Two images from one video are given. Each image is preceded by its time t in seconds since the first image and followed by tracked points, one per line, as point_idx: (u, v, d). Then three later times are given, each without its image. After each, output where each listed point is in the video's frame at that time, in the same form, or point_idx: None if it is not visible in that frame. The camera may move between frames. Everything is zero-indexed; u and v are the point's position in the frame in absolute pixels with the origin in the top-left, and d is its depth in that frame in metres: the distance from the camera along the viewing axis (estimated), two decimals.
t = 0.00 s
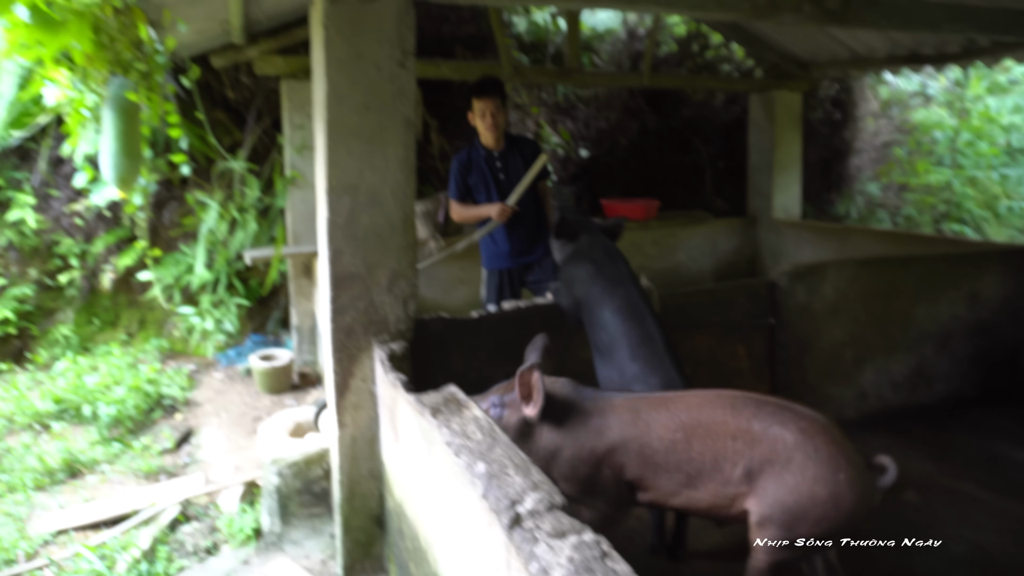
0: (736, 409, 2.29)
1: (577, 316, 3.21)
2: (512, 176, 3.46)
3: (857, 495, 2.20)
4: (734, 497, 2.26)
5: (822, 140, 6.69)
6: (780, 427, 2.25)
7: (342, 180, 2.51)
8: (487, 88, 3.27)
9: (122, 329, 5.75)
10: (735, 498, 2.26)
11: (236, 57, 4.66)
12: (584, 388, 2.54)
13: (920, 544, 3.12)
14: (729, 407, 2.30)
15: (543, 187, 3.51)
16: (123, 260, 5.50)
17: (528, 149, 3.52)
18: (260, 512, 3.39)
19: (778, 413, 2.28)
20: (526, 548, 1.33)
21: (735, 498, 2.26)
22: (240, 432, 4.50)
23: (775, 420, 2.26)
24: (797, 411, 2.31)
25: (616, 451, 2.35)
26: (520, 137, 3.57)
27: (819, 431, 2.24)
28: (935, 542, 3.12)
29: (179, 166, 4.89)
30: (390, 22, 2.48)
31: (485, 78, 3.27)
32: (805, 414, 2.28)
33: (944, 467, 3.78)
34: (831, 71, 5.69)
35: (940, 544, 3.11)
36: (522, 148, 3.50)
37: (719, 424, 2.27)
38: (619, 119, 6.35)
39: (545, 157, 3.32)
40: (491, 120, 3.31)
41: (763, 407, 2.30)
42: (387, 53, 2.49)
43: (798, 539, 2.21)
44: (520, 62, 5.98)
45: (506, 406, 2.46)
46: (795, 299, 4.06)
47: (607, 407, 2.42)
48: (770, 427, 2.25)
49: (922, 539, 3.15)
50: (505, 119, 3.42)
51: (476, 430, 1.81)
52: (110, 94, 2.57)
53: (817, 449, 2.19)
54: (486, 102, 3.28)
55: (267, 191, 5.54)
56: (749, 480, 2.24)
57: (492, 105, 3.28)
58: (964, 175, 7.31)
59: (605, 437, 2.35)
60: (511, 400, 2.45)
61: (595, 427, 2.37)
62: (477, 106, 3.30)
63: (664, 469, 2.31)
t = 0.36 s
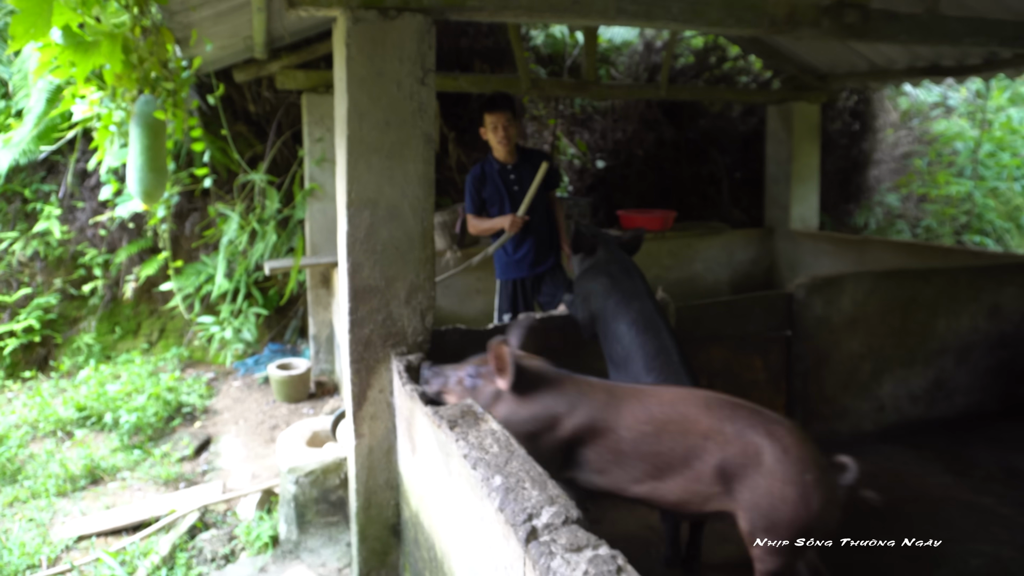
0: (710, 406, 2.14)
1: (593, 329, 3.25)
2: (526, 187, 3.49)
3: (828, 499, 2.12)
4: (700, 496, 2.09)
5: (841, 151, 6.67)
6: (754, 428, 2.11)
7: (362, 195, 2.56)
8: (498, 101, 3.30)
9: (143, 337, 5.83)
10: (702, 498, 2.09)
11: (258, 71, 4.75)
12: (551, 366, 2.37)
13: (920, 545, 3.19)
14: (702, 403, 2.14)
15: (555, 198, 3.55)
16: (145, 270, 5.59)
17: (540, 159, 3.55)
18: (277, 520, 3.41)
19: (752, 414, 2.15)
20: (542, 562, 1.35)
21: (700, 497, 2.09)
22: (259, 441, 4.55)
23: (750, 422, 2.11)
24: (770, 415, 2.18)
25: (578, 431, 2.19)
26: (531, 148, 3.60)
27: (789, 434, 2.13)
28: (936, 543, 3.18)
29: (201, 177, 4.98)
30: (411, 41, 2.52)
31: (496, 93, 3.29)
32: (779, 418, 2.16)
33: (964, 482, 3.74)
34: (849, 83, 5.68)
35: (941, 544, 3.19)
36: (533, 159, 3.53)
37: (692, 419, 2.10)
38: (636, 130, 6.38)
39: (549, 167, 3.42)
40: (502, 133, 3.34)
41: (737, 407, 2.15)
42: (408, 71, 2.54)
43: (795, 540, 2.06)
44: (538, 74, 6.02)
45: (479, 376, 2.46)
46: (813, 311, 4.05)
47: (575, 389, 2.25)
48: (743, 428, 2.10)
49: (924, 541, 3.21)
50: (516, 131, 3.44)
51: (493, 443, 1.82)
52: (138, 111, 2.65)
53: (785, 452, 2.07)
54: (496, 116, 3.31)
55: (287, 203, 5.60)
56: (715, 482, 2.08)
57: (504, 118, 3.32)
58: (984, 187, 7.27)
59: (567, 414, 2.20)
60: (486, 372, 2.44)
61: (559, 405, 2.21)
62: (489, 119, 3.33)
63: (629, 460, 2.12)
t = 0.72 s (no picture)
0: (672, 401, 2.13)
1: (601, 334, 3.26)
2: (540, 192, 3.50)
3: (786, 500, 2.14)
4: (646, 479, 2.18)
5: (847, 152, 6.66)
6: (714, 430, 2.11)
7: (371, 198, 2.57)
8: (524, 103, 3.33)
9: (150, 337, 5.87)
10: (650, 483, 2.18)
11: (264, 74, 4.76)
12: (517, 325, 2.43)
13: (919, 543, 3.20)
14: (663, 397, 2.13)
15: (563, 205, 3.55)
16: (153, 271, 5.61)
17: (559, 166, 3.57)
18: (284, 520, 3.42)
19: (714, 415, 2.12)
20: (552, 564, 1.36)
21: (647, 480, 2.19)
22: (265, 441, 4.56)
23: (710, 424, 2.11)
24: (735, 417, 2.15)
25: (534, 392, 2.30)
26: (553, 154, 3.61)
27: (749, 440, 2.10)
28: (935, 542, 3.20)
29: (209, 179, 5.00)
30: (419, 45, 2.54)
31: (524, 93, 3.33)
32: (740, 420, 2.13)
33: (970, 485, 3.73)
34: (856, 84, 5.67)
35: (941, 544, 3.20)
36: (553, 165, 3.54)
37: (648, 410, 2.13)
38: (641, 132, 6.39)
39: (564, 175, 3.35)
40: (524, 134, 3.36)
41: (700, 406, 2.13)
42: (417, 75, 2.55)
43: (762, 539, 2.14)
44: (544, 76, 6.04)
45: (426, 343, 2.43)
46: (819, 313, 4.04)
47: (538, 353, 2.32)
48: (701, 429, 2.11)
49: (922, 539, 3.23)
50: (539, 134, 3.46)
51: (501, 445, 1.83)
52: (146, 114, 2.61)
53: (741, 456, 2.07)
54: (521, 117, 3.33)
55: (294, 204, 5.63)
56: (664, 470, 2.14)
57: (528, 120, 3.33)
58: (991, 188, 7.24)
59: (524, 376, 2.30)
60: (433, 336, 2.43)
61: (520, 362, 2.31)
62: (513, 119, 3.35)
63: (580, 430, 2.22)
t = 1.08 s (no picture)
0: (650, 393, 2.19)
1: (603, 336, 3.28)
2: (535, 191, 3.50)
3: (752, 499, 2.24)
4: (619, 470, 2.20)
5: (849, 152, 6.66)
6: (689, 424, 2.19)
7: (373, 197, 2.57)
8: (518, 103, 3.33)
9: (152, 337, 5.87)
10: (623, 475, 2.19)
11: (265, 73, 4.76)
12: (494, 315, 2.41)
13: (919, 544, 3.20)
14: (642, 390, 2.19)
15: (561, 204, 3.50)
16: (155, 271, 5.62)
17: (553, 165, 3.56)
18: (287, 519, 3.41)
19: (689, 410, 2.21)
20: (555, 563, 1.35)
21: (620, 471, 2.20)
22: (267, 441, 4.56)
23: (685, 418, 2.19)
24: (708, 416, 2.26)
25: (513, 381, 2.28)
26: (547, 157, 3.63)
27: (721, 436, 2.21)
28: (935, 542, 3.20)
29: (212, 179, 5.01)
30: (422, 44, 2.54)
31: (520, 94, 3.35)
32: (712, 418, 2.24)
33: (973, 485, 3.72)
34: (858, 84, 5.67)
35: (941, 544, 3.19)
36: (549, 166, 3.55)
37: (626, 400, 2.17)
38: (643, 131, 6.39)
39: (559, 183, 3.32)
40: (518, 134, 3.36)
41: (676, 400, 2.21)
42: (419, 74, 2.55)
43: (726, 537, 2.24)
44: (545, 76, 6.04)
45: (403, 347, 2.36)
46: (821, 313, 4.03)
47: (517, 342, 2.31)
48: (677, 423, 2.18)
49: (923, 539, 3.23)
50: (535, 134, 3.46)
51: (504, 444, 1.83)
52: (149, 114, 2.62)
53: (714, 451, 2.18)
54: (516, 118, 3.33)
55: (296, 204, 5.63)
56: (639, 462, 2.17)
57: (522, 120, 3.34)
58: (993, 188, 7.21)
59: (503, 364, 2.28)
60: (409, 339, 2.36)
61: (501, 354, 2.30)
62: (507, 120, 3.36)
63: (556, 417, 2.22)
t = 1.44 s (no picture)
0: (668, 393, 2.20)
1: (609, 339, 3.26)
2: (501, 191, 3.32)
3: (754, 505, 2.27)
4: (636, 471, 2.18)
5: (851, 152, 6.67)
6: (705, 427, 2.19)
7: (376, 197, 2.58)
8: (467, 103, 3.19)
9: (155, 336, 5.89)
10: (641, 476, 2.17)
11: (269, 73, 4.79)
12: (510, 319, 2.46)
13: (919, 543, 3.20)
14: (660, 390, 2.20)
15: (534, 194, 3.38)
16: (159, 270, 5.63)
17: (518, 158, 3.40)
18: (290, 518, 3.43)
19: (705, 412, 2.23)
20: (560, 561, 1.36)
21: (638, 472, 2.18)
22: (270, 440, 4.58)
23: (701, 419, 2.20)
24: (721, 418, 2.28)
25: (527, 381, 2.27)
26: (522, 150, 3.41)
27: (735, 440, 2.22)
28: (935, 542, 3.20)
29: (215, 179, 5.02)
30: (425, 44, 2.55)
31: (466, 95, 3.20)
32: (726, 420, 2.25)
33: (975, 485, 3.72)
34: (860, 83, 5.67)
35: (940, 544, 3.19)
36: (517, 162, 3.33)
37: (646, 399, 2.17)
38: (645, 131, 6.41)
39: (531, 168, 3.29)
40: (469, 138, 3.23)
41: (692, 401, 2.22)
42: (422, 74, 2.56)
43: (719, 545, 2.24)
44: (548, 76, 6.06)
45: (427, 340, 2.45)
46: (824, 313, 4.03)
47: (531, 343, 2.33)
48: (694, 423, 2.18)
49: (922, 539, 3.22)
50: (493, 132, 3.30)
51: (509, 443, 1.84)
52: (152, 113, 2.63)
53: (730, 452, 2.18)
54: (467, 120, 3.20)
55: (299, 204, 5.64)
56: (658, 463, 2.16)
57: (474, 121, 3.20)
58: (996, 188, 7.12)
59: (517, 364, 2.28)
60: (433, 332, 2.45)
61: (515, 353, 2.30)
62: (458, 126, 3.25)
63: (573, 418, 2.20)
